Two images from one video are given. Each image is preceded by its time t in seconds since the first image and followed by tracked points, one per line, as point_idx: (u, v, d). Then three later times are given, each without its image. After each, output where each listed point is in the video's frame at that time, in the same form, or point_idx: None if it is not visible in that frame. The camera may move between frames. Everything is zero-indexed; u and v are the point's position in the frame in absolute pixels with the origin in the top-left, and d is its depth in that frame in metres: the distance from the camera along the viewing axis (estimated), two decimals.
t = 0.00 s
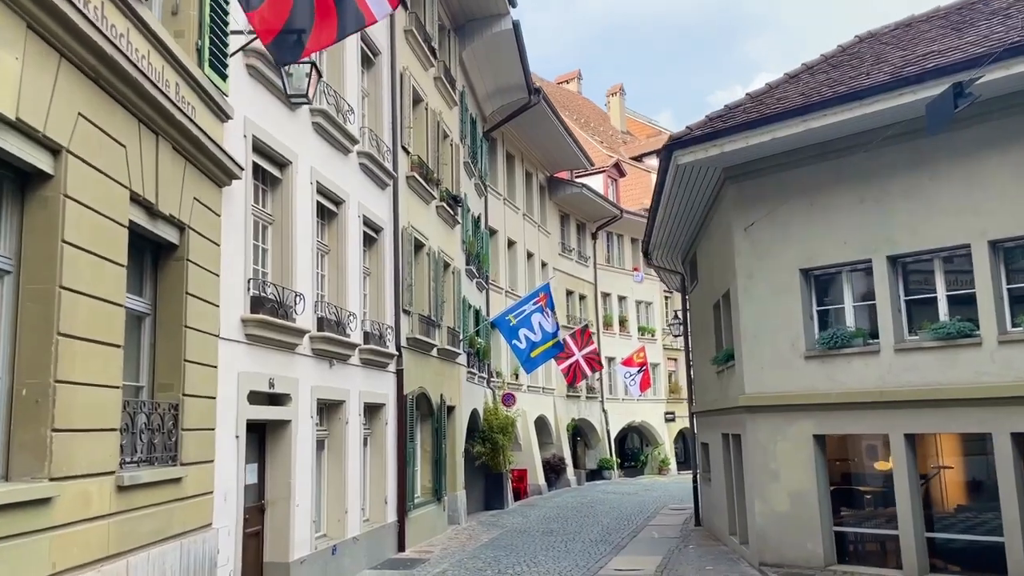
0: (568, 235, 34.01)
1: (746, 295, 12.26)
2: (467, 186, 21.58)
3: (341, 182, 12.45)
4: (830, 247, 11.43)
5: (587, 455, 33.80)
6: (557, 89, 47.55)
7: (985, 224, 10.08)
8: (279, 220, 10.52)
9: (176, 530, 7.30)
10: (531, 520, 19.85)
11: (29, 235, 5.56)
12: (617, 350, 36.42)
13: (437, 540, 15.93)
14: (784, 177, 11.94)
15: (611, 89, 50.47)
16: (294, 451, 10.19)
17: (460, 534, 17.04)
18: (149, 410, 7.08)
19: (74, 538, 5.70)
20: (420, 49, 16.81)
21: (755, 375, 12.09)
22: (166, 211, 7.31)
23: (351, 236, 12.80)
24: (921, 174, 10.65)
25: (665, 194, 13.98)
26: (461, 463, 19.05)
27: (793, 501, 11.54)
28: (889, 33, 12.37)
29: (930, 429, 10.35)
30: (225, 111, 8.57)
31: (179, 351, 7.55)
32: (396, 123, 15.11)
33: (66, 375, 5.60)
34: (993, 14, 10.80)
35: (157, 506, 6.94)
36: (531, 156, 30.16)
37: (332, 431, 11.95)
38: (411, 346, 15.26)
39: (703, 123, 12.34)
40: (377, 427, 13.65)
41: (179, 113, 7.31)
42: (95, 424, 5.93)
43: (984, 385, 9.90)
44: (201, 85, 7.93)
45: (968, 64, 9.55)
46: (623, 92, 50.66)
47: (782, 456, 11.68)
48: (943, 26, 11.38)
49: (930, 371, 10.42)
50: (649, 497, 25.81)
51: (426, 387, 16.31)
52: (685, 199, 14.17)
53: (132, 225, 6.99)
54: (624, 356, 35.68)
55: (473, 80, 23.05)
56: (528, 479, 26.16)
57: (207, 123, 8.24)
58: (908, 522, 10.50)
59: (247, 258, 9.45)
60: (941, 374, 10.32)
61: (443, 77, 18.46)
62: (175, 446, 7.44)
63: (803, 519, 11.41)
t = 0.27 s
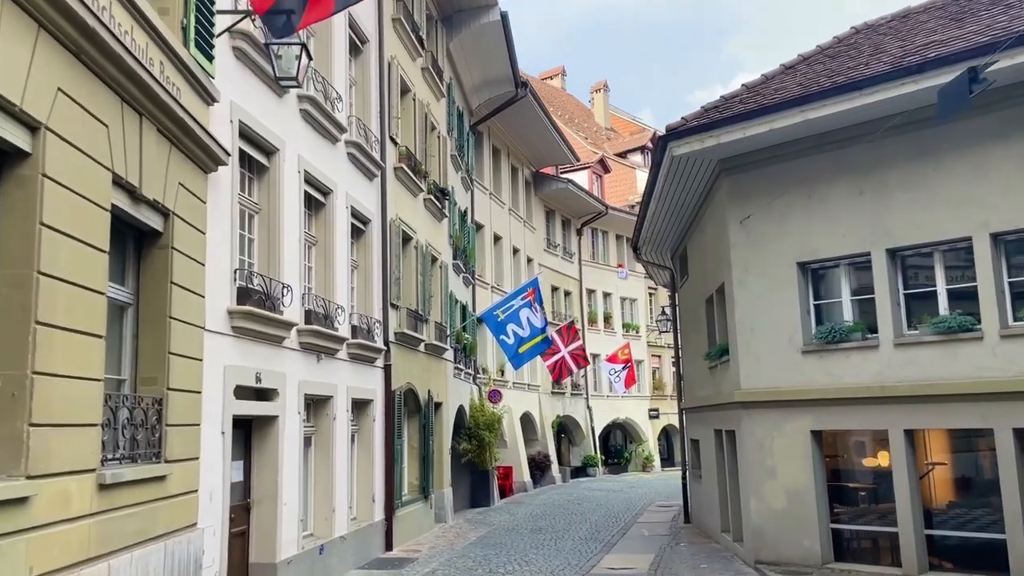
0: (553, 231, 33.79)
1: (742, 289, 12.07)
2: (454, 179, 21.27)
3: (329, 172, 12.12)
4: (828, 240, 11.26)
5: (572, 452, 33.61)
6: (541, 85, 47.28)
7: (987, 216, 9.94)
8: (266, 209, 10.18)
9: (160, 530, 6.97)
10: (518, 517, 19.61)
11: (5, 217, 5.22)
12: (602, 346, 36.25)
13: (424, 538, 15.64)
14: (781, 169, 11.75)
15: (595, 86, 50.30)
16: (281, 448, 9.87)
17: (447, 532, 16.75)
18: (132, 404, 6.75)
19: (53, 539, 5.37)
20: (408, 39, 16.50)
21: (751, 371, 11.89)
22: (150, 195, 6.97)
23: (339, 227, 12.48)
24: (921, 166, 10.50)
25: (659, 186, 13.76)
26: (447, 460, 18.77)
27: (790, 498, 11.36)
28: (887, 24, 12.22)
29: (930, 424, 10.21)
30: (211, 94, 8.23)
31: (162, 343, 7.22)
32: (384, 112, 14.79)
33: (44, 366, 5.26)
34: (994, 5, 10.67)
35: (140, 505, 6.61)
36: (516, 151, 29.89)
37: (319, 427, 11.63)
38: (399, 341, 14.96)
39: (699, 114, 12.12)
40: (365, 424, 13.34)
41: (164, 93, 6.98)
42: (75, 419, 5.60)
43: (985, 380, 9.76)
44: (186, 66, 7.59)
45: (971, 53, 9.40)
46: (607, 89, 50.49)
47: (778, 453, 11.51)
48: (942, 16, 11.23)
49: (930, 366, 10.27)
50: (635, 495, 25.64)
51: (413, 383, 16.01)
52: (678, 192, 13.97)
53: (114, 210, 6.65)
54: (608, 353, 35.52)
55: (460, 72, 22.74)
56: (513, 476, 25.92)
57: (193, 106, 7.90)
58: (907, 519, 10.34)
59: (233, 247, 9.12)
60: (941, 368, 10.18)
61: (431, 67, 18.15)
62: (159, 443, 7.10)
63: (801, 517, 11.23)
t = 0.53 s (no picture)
0: (538, 230, 33.57)
1: (738, 287, 11.88)
2: (440, 176, 20.97)
3: (316, 165, 11.80)
4: (826, 238, 11.09)
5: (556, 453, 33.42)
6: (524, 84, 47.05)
7: (988, 213, 9.80)
8: (252, 202, 9.84)
9: (143, 535, 6.64)
10: (504, 519, 19.33)
11: None
12: (585, 346, 36.06)
13: (410, 541, 15.32)
14: (777, 165, 11.57)
15: (578, 86, 50.15)
16: (267, 449, 9.54)
17: (433, 534, 16.44)
18: (115, 403, 6.41)
19: (32, 545, 5.04)
20: (395, 32, 16.19)
21: (747, 370, 11.70)
22: (134, 183, 6.64)
23: (326, 222, 12.16)
24: (921, 162, 10.35)
25: (651, 182, 13.56)
26: (432, 461, 18.47)
27: (786, 499, 11.17)
28: (883, 20, 12.09)
29: (930, 424, 10.05)
30: (197, 80, 7.91)
31: (146, 338, 6.89)
32: (371, 106, 14.47)
33: (23, 362, 4.94)
34: None
35: (123, 510, 6.28)
36: (501, 149, 29.61)
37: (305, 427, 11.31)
38: (386, 339, 14.65)
39: (694, 109, 11.92)
40: (351, 424, 13.01)
41: (149, 77, 6.65)
42: (55, 418, 5.27)
43: (987, 379, 9.62)
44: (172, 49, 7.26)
45: (975, 47, 9.26)
46: (590, 89, 50.35)
47: (774, 454, 11.32)
48: (941, 12, 11.11)
49: (930, 365, 10.12)
50: (620, 496, 25.46)
51: (399, 382, 15.69)
52: (671, 189, 13.79)
53: (96, 198, 6.32)
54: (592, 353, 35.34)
55: (445, 67, 22.43)
56: (498, 477, 25.64)
57: (178, 91, 7.57)
58: (906, 520, 10.18)
59: (219, 241, 8.78)
60: (942, 367, 10.03)
61: (418, 62, 17.84)
62: (142, 444, 6.77)
63: (797, 518, 11.05)
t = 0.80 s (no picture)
0: (522, 230, 33.32)
1: (735, 285, 11.69)
2: (427, 174, 20.66)
3: (304, 158, 11.47)
4: (825, 234, 10.92)
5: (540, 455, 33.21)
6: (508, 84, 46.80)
7: (991, 209, 9.66)
8: (239, 194, 9.50)
9: (128, 542, 6.31)
10: (492, 522, 19.03)
11: None
12: (570, 348, 35.85)
13: (398, 545, 14.99)
14: (776, 161, 11.39)
15: (562, 86, 49.96)
16: (255, 450, 9.21)
17: (421, 538, 16.12)
18: (98, 401, 6.08)
19: (12, 552, 4.72)
20: (383, 25, 15.88)
21: (744, 369, 11.50)
22: (119, 170, 6.31)
23: (314, 216, 11.83)
24: (923, 158, 10.20)
25: (645, 178, 13.35)
26: (419, 464, 18.16)
27: (785, 501, 10.98)
28: (881, 14, 11.94)
29: (932, 423, 9.89)
30: (184, 64, 7.58)
31: (131, 334, 6.55)
32: (359, 99, 14.15)
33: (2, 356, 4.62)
34: None
35: (106, 515, 5.96)
36: (486, 148, 29.34)
37: (293, 428, 10.96)
38: (374, 338, 14.33)
39: (691, 103, 11.72)
40: (338, 425, 12.68)
41: (136, 58, 6.33)
42: (36, 416, 4.96)
43: (990, 377, 9.47)
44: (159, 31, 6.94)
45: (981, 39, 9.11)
46: (573, 89, 50.16)
47: (773, 454, 11.13)
48: (941, 6, 10.97)
49: (932, 363, 9.96)
50: (607, 499, 25.23)
51: (387, 383, 15.36)
52: (665, 185, 13.59)
53: (80, 184, 5.99)
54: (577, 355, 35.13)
55: (432, 64, 22.13)
56: (483, 480, 25.33)
57: (165, 76, 7.24)
58: (907, 521, 10.01)
59: (206, 234, 8.45)
60: (944, 366, 9.87)
61: (405, 56, 17.53)
62: (126, 445, 6.45)
63: (796, 519, 10.86)
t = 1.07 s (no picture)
0: (510, 231, 33.08)
1: (736, 283, 11.51)
2: (416, 172, 20.38)
3: (296, 152, 11.18)
4: (828, 232, 10.76)
5: (528, 457, 33.04)
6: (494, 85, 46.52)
7: (998, 206, 9.53)
8: (231, 188, 9.20)
9: (118, 549, 6.04)
10: (482, 525, 18.76)
11: None
12: (557, 349, 35.65)
13: (389, 549, 14.70)
14: (777, 157, 11.23)
15: (548, 87, 49.70)
16: (247, 453, 8.92)
17: (411, 541, 15.83)
18: (86, 402, 5.79)
19: None
20: (374, 20, 15.60)
21: (745, 369, 11.32)
22: (109, 158, 6.03)
23: (306, 213, 11.55)
24: (928, 154, 10.06)
25: (642, 176, 13.16)
26: (409, 466, 17.89)
27: (787, 503, 10.80)
28: (882, 10, 11.81)
29: (937, 424, 9.74)
30: (177, 51, 7.29)
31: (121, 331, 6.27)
32: (350, 94, 13.86)
33: None
34: None
35: (95, 521, 5.69)
36: (474, 147, 29.08)
37: (284, 430, 10.67)
38: (365, 338, 14.04)
39: (691, 99, 11.53)
40: (330, 427, 12.39)
41: (128, 42, 6.05)
42: (20, 415, 4.68)
43: (997, 377, 9.34)
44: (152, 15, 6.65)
45: (988, 33, 8.99)
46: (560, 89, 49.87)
47: (774, 456, 10.95)
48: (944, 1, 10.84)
49: (937, 363, 9.82)
50: (597, 501, 25.02)
51: (377, 383, 15.07)
52: (662, 183, 13.41)
53: (68, 173, 5.70)
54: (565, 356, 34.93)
55: (421, 61, 21.85)
56: (472, 482, 25.05)
57: (157, 63, 6.95)
58: (912, 524, 9.85)
59: (197, 229, 8.16)
60: (950, 365, 9.73)
61: (396, 51, 17.25)
62: (116, 447, 6.17)
63: (798, 522, 10.68)
